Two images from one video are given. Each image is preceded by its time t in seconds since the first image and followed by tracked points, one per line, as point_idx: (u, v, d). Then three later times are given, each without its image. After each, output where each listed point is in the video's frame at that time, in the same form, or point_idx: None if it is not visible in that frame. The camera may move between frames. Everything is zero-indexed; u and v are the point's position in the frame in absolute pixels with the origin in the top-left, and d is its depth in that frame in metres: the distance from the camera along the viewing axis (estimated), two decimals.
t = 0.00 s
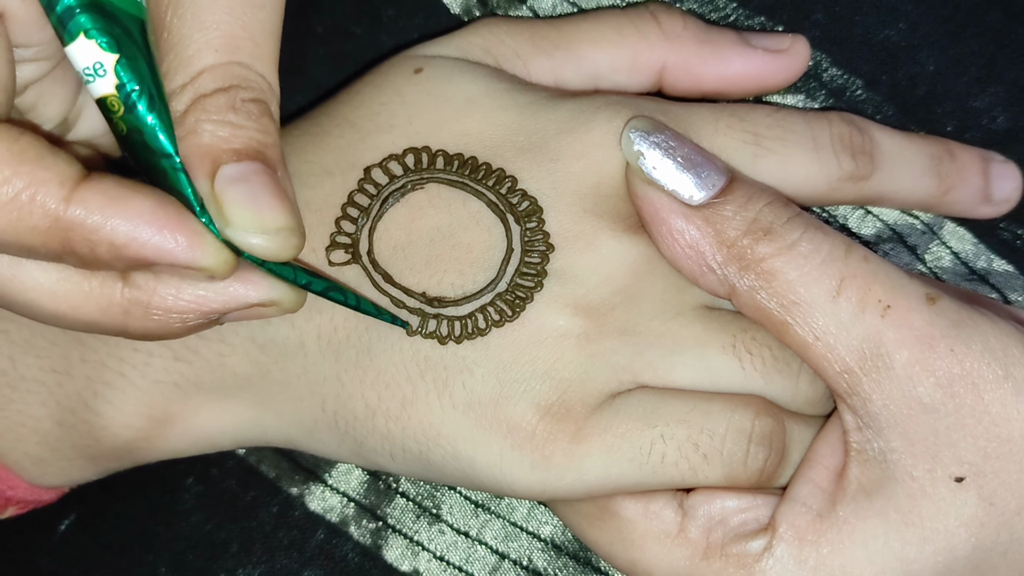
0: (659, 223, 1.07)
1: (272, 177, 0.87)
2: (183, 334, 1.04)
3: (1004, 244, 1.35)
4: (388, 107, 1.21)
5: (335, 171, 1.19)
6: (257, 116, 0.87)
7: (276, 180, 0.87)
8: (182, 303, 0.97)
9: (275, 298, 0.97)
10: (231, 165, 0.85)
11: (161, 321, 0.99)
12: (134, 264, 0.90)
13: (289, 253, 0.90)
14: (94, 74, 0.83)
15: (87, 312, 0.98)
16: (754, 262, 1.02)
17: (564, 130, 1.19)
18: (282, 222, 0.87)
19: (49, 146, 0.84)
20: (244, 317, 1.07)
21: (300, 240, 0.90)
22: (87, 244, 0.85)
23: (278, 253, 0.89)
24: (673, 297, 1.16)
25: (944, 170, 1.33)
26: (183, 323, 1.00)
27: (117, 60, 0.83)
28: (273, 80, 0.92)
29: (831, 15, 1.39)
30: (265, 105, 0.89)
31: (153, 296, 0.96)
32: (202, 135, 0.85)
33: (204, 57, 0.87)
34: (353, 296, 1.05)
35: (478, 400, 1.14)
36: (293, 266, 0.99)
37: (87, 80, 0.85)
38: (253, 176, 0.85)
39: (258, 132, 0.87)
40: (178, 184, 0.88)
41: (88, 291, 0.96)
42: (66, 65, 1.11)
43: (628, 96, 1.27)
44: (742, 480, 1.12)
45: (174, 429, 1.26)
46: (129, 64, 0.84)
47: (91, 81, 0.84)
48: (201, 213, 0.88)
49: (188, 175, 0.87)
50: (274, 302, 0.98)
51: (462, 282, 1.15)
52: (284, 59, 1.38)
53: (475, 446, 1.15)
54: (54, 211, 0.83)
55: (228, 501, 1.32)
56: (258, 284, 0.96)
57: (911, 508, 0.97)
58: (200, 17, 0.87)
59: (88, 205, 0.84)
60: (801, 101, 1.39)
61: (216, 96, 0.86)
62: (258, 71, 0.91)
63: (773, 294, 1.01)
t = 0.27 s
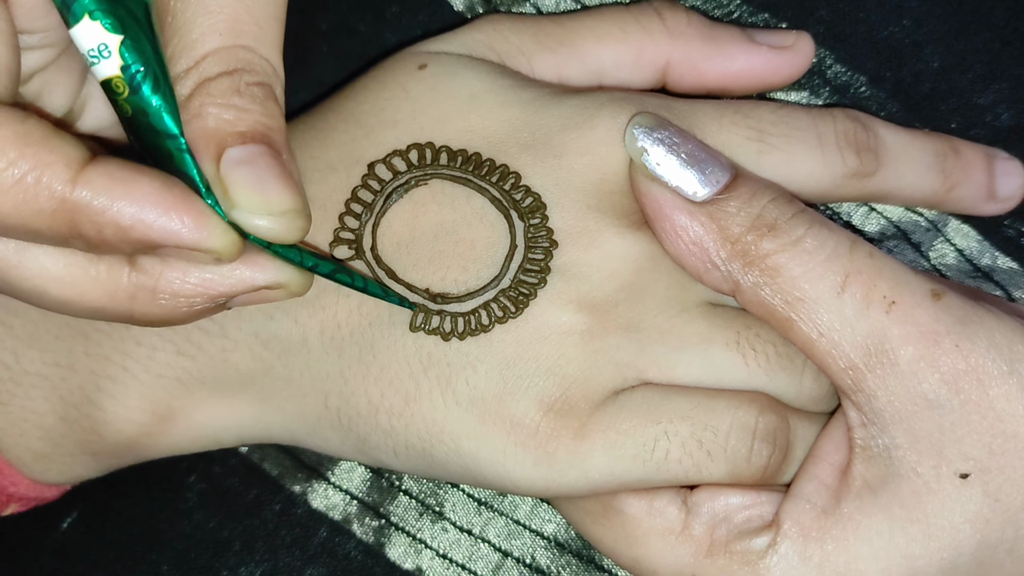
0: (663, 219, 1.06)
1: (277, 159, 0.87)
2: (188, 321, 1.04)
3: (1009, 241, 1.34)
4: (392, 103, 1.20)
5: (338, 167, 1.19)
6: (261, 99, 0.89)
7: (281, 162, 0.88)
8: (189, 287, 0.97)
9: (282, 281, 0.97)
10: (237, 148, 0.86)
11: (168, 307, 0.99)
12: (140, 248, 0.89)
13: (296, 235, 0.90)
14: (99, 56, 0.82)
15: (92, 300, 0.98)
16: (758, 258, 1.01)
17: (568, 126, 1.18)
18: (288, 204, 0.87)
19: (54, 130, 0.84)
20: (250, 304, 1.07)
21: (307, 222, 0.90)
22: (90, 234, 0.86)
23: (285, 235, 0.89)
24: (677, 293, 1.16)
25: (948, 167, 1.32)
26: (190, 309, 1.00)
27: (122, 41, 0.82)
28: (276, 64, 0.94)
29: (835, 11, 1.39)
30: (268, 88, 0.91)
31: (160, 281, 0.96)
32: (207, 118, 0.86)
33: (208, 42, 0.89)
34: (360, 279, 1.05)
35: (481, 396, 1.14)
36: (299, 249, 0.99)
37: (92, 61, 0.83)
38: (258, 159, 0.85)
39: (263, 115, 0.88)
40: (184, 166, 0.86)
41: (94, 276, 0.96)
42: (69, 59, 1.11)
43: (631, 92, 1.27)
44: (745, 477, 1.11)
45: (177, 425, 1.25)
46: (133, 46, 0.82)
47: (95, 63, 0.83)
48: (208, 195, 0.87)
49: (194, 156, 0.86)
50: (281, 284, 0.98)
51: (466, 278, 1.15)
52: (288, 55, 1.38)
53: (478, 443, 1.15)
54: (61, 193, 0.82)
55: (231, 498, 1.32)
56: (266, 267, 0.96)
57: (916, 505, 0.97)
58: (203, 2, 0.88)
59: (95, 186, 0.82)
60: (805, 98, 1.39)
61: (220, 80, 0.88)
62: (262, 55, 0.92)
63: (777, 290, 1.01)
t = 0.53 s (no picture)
0: (661, 219, 1.06)
1: (271, 167, 0.87)
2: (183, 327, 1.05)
3: (1008, 240, 1.35)
4: (390, 103, 1.20)
5: (336, 168, 1.19)
6: (256, 106, 0.87)
7: (276, 171, 0.87)
8: (181, 296, 0.97)
9: (274, 290, 0.97)
10: (231, 156, 0.85)
11: (161, 314, 0.99)
12: (131, 256, 0.89)
13: (289, 244, 0.90)
14: (95, 64, 0.83)
15: (84, 306, 0.98)
16: (756, 257, 1.01)
17: (566, 126, 1.18)
18: (282, 213, 0.87)
19: (48, 136, 0.84)
20: (245, 310, 1.07)
21: (299, 231, 0.90)
22: (85, 238, 0.86)
23: (279, 244, 0.89)
24: (675, 293, 1.15)
25: (948, 166, 1.32)
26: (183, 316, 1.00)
27: (118, 49, 0.83)
28: (272, 72, 0.93)
29: (834, 10, 1.39)
30: (264, 96, 0.89)
31: (152, 287, 0.97)
32: (202, 127, 0.85)
33: (203, 49, 0.88)
34: (353, 289, 1.05)
35: (479, 396, 1.14)
36: (291, 258, 0.99)
37: (87, 69, 0.84)
38: (252, 167, 0.85)
39: (258, 122, 0.87)
40: (178, 174, 0.88)
41: (87, 284, 0.96)
42: (65, 59, 1.11)
43: (630, 91, 1.27)
44: (744, 477, 1.11)
45: (175, 425, 1.25)
46: (129, 54, 0.83)
47: (91, 71, 0.84)
48: (201, 204, 0.89)
49: (188, 165, 0.87)
50: (272, 294, 0.98)
51: (464, 277, 1.15)
52: (286, 55, 1.38)
53: (476, 443, 1.15)
54: (52, 201, 0.82)
55: (230, 499, 1.32)
56: (256, 276, 0.96)
57: (914, 504, 0.96)
58: (198, 9, 0.87)
59: (87, 194, 0.83)
60: (804, 97, 1.38)
61: (215, 87, 0.86)
62: (257, 62, 0.91)
63: (775, 290, 1.01)
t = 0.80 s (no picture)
0: (662, 219, 1.06)
1: (260, 176, 0.87)
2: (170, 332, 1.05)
3: (1009, 240, 1.34)
4: (390, 103, 1.20)
5: (336, 168, 1.19)
6: (247, 116, 0.87)
7: (265, 179, 0.87)
8: (169, 302, 0.98)
9: (262, 296, 0.98)
10: (220, 164, 0.85)
11: (148, 320, 0.99)
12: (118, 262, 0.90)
13: (276, 253, 0.90)
14: (83, 71, 0.84)
15: (72, 311, 0.98)
16: (757, 257, 1.01)
17: (567, 126, 1.18)
18: (270, 223, 0.87)
19: (36, 144, 0.84)
20: (231, 315, 1.08)
21: (287, 240, 0.91)
22: (83, 241, 0.86)
23: (266, 253, 0.89)
24: (676, 293, 1.15)
25: (949, 166, 1.32)
26: (169, 323, 1.00)
27: (106, 57, 0.84)
28: (264, 81, 0.93)
29: (835, 10, 1.39)
30: (255, 104, 0.89)
31: (139, 294, 0.96)
32: (192, 134, 0.85)
33: (195, 56, 0.87)
34: (342, 296, 1.05)
35: (480, 396, 1.14)
36: (281, 265, 0.99)
37: (77, 76, 0.85)
38: (242, 176, 0.85)
39: (248, 131, 0.87)
40: (165, 182, 0.88)
41: (74, 289, 0.97)
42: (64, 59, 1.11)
43: (631, 91, 1.27)
44: (745, 476, 1.11)
45: (176, 424, 1.26)
46: (118, 62, 0.84)
47: (80, 78, 0.85)
48: (188, 212, 0.89)
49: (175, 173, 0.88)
50: (260, 300, 0.98)
51: (464, 277, 1.15)
52: (286, 55, 1.38)
53: (477, 442, 1.15)
54: (39, 209, 0.83)
55: (231, 498, 1.32)
56: (244, 283, 0.96)
57: (915, 505, 0.96)
58: (190, 17, 0.87)
59: (74, 202, 0.84)
60: (805, 96, 1.38)
61: (206, 95, 0.86)
62: (249, 70, 0.91)
63: (775, 290, 1.01)
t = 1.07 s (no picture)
0: (664, 217, 1.06)
1: (260, 164, 0.87)
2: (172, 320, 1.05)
3: (1012, 238, 1.34)
4: (392, 101, 1.20)
5: (338, 165, 1.19)
6: (247, 104, 0.88)
7: (265, 167, 0.87)
8: (170, 289, 0.98)
9: (263, 282, 0.98)
10: (220, 151, 0.85)
11: (150, 307, 0.99)
12: (120, 248, 0.90)
13: (275, 240, 0.89)
14: (83, 57, 0.83)
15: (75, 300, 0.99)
16: (759, 256, 1.01)
17: (569, 124, 1.18)
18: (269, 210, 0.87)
19: (36, 130, 0.84)
20: (232, 303, 1.08)
21: (287, 227, 0.90)
22: (84, 228, 0.86)
23: (265, 240, 0.89)
24: (679, 291, 1.15)
25: (952, 165, 1.31)
26: (171, 310, 1.01)
27: (106, 43, 0.83)
28: (264, 68, 0.93)
29: (838, 8, 1.39)
30: (255, 92, 0.90)
31: (140, 281, 0.97)
32: (192, 121, 0.85)
33: (194, 44, 0.88)
34: (343, 281, 1.05)
35: (483, 394, 1.14)
36: (280, 251, 0.99)
37: (76, 63, 0.84)
38: (241, 163, 0.85)
39: (248, 118, 0.88)
40: (165, 168, 0.88)
41: (75, 276, 0.97)
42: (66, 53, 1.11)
43: (633, 89, 1.26)
44: (747, 475, 1.11)
45: (178, 421, 1.26)
46: (117, 48, 0.83)
47: (79, 64, 0.84)
48: (188, 198, 0.89)
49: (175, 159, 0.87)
50: (261, 286, 0.99)
51: (467, 275, 1.15)
52: (289, 53, 1.38)
53: (479, 441, 1.15)
54: (40, 194, 0.83)
55: (234, 497, 1.32)
56: (246, 269, 0.96)
57: (917, 503, 0.96)
58: (190, 4, 0.87)
59: (74, 187, 0.84)
60: (808, 95, 1.38)
61: (206, 82, 0.87)
62: (248, 58, 0.91)
63: (778, 288, 1.01)
